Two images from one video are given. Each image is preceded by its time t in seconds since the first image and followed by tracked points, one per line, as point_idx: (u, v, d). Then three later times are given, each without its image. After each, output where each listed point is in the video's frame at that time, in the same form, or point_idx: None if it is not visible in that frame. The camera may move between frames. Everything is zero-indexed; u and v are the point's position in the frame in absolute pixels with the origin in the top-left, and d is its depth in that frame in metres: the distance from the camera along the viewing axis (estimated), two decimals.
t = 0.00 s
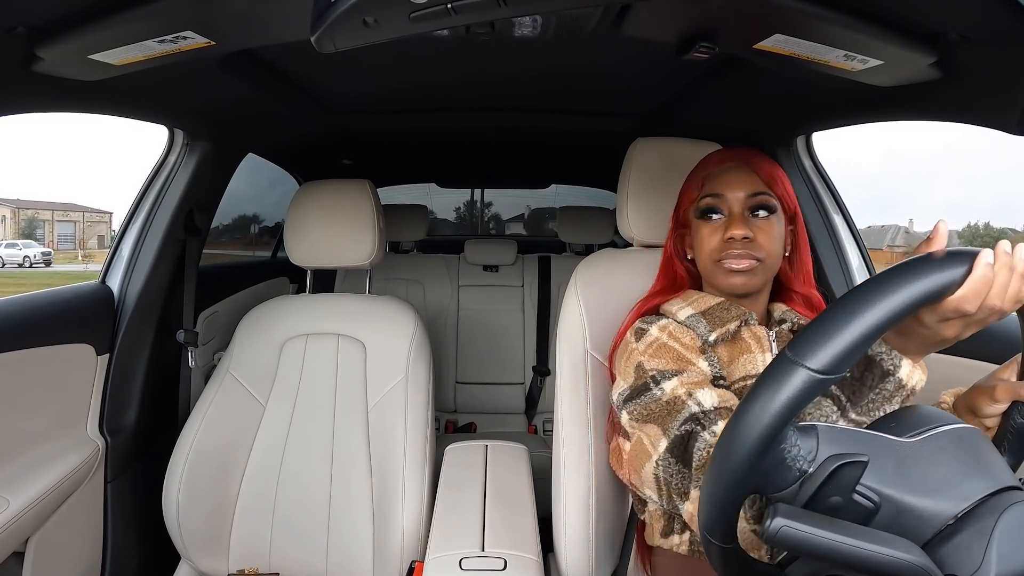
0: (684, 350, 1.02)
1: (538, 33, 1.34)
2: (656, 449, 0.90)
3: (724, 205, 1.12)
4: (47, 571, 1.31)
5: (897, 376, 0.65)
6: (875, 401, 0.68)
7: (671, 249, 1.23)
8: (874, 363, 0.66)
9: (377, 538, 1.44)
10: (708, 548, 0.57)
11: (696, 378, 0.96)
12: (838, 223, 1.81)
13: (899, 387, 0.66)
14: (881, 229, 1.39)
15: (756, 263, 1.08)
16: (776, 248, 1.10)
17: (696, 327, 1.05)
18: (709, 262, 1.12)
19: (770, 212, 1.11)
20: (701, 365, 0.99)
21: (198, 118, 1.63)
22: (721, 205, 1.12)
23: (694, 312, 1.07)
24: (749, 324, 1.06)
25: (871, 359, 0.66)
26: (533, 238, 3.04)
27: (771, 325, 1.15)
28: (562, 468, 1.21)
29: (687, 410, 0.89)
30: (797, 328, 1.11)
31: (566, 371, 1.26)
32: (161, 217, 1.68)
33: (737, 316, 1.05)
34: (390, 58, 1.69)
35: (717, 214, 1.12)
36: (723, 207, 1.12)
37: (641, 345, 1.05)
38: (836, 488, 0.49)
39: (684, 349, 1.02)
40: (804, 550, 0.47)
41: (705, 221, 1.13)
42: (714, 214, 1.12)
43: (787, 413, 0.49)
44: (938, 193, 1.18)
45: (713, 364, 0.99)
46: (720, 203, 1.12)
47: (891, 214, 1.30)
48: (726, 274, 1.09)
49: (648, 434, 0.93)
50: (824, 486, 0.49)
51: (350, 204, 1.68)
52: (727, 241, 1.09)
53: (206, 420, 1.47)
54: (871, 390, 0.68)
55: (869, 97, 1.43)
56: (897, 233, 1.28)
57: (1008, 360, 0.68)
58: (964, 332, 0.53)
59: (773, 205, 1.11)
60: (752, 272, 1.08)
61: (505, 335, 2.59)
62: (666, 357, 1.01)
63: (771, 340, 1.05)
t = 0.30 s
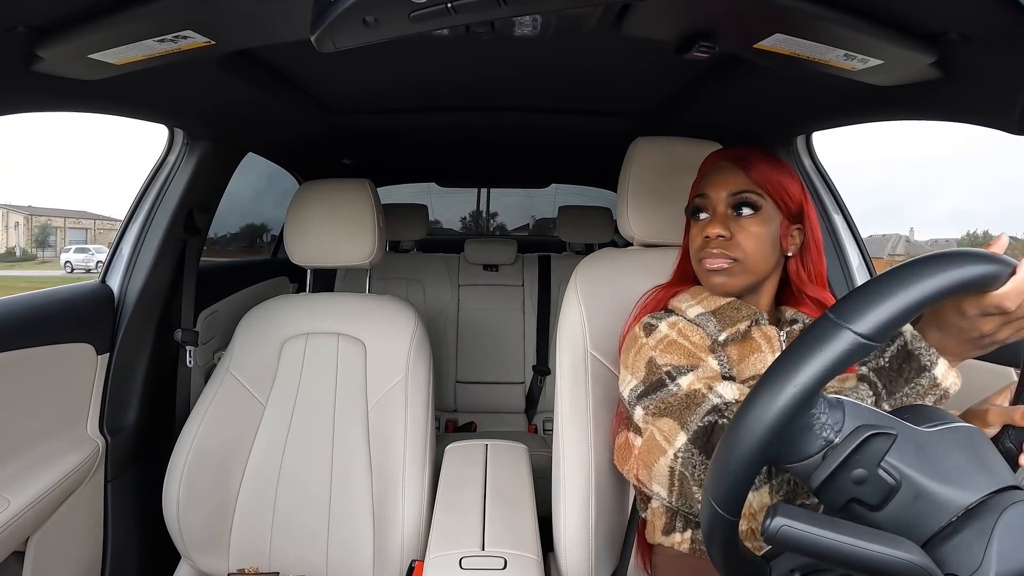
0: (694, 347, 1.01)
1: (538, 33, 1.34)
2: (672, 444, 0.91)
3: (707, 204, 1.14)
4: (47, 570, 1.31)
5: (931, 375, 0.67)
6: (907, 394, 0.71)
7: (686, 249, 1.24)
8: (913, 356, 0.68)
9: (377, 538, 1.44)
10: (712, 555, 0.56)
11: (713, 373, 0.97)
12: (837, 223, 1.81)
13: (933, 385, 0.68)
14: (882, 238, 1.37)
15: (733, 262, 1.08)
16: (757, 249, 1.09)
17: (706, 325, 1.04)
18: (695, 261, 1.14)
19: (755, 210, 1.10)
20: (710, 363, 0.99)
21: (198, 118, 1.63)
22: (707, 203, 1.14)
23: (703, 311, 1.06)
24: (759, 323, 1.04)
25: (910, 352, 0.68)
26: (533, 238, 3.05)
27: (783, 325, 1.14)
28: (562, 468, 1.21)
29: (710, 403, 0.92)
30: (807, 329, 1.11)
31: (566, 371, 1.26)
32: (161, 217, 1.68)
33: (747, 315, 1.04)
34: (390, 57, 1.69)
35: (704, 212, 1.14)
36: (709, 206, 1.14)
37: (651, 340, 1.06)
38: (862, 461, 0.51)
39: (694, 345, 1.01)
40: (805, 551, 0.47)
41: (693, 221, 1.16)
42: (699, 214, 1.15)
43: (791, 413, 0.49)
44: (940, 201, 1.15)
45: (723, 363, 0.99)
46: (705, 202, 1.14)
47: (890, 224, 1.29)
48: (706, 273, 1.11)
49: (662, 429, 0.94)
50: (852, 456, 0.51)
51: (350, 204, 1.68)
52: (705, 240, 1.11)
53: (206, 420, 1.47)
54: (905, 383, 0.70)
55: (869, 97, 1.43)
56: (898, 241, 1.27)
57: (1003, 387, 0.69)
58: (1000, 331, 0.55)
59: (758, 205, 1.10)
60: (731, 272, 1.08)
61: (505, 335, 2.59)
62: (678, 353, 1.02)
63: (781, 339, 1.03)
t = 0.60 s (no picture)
0: (700, 343, 1.02)
1: (538, 33, 1.34)
2: (682, 440, 0.92)
3: (725, 200, 1.13)
4: (47, 570, 1.31)
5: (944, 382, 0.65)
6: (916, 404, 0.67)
7: (683, 247, 1.24)
8: (930, 360, 0.66)
9: (377, 538, 1.44)
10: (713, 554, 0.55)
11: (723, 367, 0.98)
12: (837, 223, 1.81)
13: (946, 394, 0.66)
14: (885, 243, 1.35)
15: (752, 262, 1.08)
16: (776, 249, 1.09)
17: (712, 322, 1.03)
18: (710, 259, 1.12)
19: (773, 210, 1.11)
20: (716, 359, 0.99)
21: (198, 118, 1.63)
22: (723, 202, 1.13)
23: (708, 307, 1.06)
24: (764, 321, 1.03)
25: (927, 357, 0.67)
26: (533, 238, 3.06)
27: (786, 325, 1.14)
28: (562, 468, 1.21)
29: (721, 396, 0.93)
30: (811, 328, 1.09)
31: (566, 372, 1.26)
32: (161, 216, 1.68)
33: (752, 313, 1.04)
34: (390, 57, 1.69)
35: (719, 211, 1.13)
36: (726, 202, 1.13)
37: (657, 335, 1.06)
38: (896, 429, 0.49)
39: (701, 342, 1.02)
40: (805, 550, 0.47)
41: (707, 217, 1.15)
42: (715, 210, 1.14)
43: (794, 413, 0.50)
44: (949, 206, 1.15)
45: (728, 358, 0.99)
46: (722, 198, 1.13)
47: (893, 227, 1.28)
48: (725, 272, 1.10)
49: (670, 425, 0.95)
50: (888, 424, 0.49)
51: (350, 205, 1.68)
52: (725, 237, 1.09)
53: (207, 419, 1.47)
54: (918, 388, 0.67)
55: (868, 97, 1.43)
56: (903, 245, 1.27)
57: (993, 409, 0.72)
58: (1016, 340, 0.60)
59: (776, 205, 1.11)
60: (751, 272, 1.08)
61: (505, 335, 2.59)
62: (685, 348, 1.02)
63: (785, 338, 1.02)
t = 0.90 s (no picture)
0: (705, 343, 1.02)
1: (538, 33, 1.34)
2: (681, 447, 0.89)
3: (800, 201, 1.06)
4: (47, 570, 1.31)
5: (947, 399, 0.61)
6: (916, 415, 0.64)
7: (705, 240, 1.13)
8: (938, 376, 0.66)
9: (377, 538, 1.44)
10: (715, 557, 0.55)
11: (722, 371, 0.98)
12: (837, 223, 1.81)
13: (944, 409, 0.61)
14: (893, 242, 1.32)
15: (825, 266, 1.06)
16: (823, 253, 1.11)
17: (718, 320, 1.04)
18: (792, 260, 1.03)
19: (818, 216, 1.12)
20: (718, 361, 0.99)
21: (197, 118, 1.63)
22: (798, 201, 1.06)
23: (713, 306, 1.06)
24: (769, 322, 1.05)
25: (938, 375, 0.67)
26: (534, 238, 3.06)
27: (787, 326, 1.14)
28: (562, 468, 1.21)
29: (721, 406, 0.90)
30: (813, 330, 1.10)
31: (567, 372, 1.26)
32: (161, 217, 1.68)
33: (759, 312, 1.04)
34: (390, 57, 1.69)
35: (794, 209, 1.06)
36: (801, 203, 1.06)
37: (660, 335, 1.06)
38: (970, 381, 0.49)
39: (705, 343, 1.02)
40: (805, 552, 0.48)
41: (784, 215, 1.05)
42: (792, 210, 1.05)
43: (798, 413, 0.49)
44: (960, 207, 1.13)
45: (731, 360, 1.00)
46: (798, 198, 1.06)
47: (900, 228, 1.26)
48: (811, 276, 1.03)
49: (669, 429, 0.91)
50: (966, 372, 0.49)
51: (349, 205, 1.68)
52: (815, 239, 1.03)
53: (207, 420, 1.47)
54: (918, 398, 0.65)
55: (868, 97, 1.43)
56: (911, 245, 1.23)
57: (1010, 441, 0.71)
58: None
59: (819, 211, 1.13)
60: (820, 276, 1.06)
61: (505, 336, 2.59)
62: (687, 350, 1.02)
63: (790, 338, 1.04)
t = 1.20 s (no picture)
0: (699, 348, 1.02)
1: (538, 32, 1.34)
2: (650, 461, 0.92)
3: (806, 201, 1.07)
4: (47, 570, 1.31)
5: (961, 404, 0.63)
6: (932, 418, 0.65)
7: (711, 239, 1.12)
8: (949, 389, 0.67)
9: (377, 538, 1.45)
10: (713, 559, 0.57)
11: (708, 387, 0.98)
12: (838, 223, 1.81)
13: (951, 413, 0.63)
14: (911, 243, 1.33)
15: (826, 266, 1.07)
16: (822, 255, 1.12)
17: (715, 320, 1.03)
18: (798, 259, 1.03)
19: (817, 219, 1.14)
20: (713, 367, 1.00)
21: (197, 118, 1.63)
22: (805, 201, 1.06)
23: (711, 306, 1.06)
24: (767, 322, 1.04)
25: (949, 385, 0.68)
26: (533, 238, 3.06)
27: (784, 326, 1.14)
28: (563, 468, 1.21)
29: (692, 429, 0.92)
30: (810, 331, 1.10)
31: (567, 373, 1.26)
32: (161, 217, 1.68)
33: (756, 313, 1.04)
34: (390, 57, 1.69)
35: (800, 209, 1.06)
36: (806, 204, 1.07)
37: (654, 339, 1.05)
38: None
39: (699, 348, 1.02)
40: (806, 551, 0.48)
41: (794, 215, 1.05)
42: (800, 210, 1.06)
43: (797, 421, 0.50)
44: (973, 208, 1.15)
45: (726, 365, 1.02)
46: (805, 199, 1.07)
47: (920, 229, 1.28)
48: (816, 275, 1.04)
49: (642, 442, 0.95)
50: None
51: (350, 205, 1.68)
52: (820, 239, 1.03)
53: (206, 421, 1.47)
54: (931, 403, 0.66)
55: (868, 97, 1.43)
56: (929, 247, 1.27)
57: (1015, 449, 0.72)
58: None
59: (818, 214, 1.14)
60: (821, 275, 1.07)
61: (505, 335, 2.59)
62: (678, 357, 1.02)
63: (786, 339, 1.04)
